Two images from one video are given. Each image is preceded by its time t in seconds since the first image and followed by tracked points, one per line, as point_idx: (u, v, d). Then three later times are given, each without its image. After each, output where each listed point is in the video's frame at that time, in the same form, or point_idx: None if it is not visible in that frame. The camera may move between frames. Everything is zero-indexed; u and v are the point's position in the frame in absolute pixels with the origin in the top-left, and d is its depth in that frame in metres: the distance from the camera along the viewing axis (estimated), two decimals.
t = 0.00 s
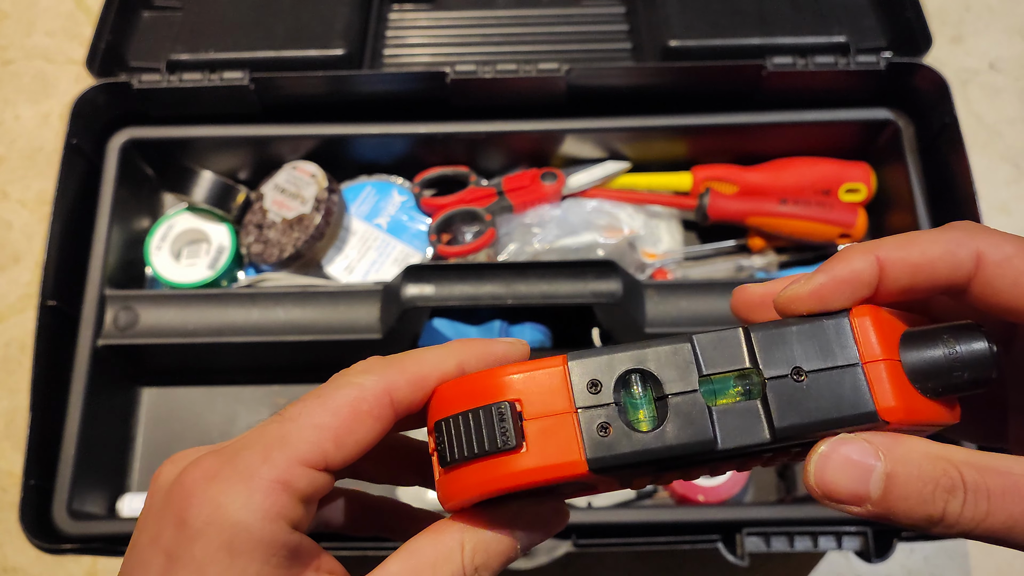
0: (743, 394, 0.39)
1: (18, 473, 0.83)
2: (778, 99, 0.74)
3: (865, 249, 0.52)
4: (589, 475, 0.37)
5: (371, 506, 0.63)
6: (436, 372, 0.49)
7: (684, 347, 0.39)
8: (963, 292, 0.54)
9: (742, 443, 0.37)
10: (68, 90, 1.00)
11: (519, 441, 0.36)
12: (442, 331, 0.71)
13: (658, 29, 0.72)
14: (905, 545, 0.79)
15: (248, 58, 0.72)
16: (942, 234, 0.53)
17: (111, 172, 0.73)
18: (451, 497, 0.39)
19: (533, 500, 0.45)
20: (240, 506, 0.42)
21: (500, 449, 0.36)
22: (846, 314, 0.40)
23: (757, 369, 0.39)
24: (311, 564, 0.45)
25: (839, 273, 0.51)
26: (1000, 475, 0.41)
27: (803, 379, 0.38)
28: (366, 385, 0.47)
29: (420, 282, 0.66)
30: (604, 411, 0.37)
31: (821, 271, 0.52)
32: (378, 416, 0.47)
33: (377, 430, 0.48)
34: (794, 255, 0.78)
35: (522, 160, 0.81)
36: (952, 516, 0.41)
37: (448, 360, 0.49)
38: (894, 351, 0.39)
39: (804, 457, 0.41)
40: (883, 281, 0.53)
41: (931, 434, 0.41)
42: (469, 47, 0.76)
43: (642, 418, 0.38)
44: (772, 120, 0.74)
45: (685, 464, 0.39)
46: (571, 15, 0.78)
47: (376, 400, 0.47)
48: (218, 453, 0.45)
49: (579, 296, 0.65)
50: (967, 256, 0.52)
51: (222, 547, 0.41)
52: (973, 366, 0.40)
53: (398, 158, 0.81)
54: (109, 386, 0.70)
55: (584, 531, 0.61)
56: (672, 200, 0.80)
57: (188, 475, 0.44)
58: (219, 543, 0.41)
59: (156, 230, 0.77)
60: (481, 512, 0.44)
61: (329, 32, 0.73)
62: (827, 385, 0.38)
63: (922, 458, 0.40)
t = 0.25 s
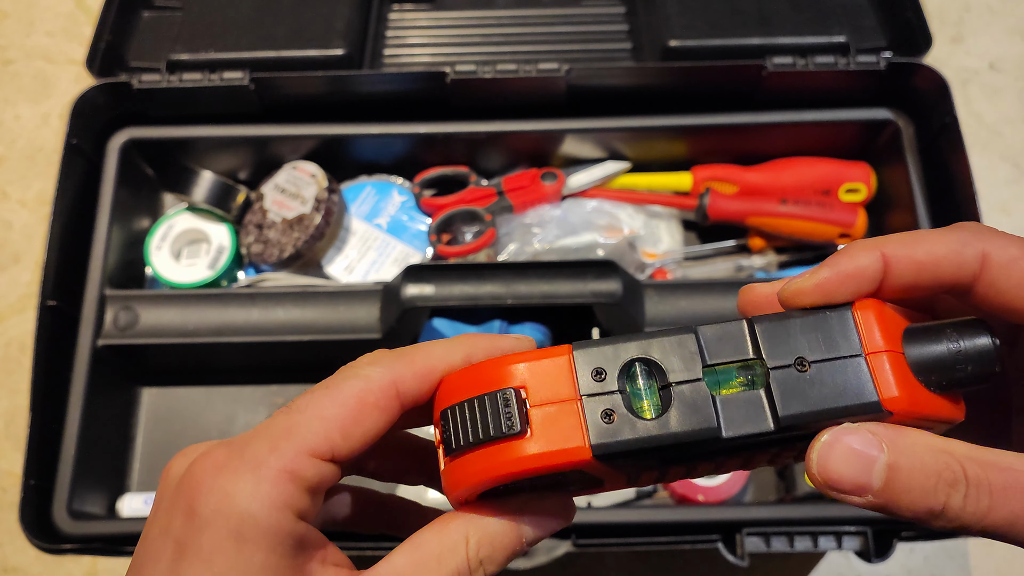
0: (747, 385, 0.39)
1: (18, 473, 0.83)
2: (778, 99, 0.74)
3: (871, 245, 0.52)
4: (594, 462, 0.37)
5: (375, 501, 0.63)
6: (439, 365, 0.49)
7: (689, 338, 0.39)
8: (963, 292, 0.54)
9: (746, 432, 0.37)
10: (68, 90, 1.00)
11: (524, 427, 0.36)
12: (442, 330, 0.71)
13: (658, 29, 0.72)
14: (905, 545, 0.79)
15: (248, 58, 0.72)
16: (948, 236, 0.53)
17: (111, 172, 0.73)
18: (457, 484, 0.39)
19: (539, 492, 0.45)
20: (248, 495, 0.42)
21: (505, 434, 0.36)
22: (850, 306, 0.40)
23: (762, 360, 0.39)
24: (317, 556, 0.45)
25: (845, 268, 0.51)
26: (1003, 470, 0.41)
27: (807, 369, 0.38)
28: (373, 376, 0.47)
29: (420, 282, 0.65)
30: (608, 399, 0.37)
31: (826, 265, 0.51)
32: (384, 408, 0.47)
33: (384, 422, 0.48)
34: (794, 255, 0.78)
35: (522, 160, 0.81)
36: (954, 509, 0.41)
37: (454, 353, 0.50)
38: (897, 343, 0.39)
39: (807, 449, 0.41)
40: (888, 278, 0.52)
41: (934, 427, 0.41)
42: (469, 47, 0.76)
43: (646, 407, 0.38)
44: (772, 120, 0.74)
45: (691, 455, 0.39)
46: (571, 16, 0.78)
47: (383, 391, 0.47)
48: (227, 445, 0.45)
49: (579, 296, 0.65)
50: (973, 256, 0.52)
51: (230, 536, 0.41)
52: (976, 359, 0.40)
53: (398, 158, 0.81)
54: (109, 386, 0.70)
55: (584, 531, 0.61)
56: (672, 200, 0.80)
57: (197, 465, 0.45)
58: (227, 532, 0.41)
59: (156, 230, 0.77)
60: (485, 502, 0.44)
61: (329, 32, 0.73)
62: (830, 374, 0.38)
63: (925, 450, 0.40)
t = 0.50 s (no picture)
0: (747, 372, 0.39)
1: (18, 473, 0.83)
2: (778, 99, 0.74)
3: (872, 232, 0.51)
4: (594, 449, 0.37)
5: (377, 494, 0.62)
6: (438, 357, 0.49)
7: (688, 326, 0.39)
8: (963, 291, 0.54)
9: (745, 418, 0.37)
10: (68, 89, 1.00)
11: (524, 413, 0.36)
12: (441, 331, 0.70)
13: (658, 29, 0.72)
14: (905, 545, 0.79)
15: (248, 58, 0.72)
16: (949, 226, 0.53)
17: (111, 172, 0.73)
18: (458, 472, 0.39)
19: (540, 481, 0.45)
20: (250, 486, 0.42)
21: (505, 421, 0.36)
22: (849, 294, 0.40)
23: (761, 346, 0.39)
24: (321, 546, 0.45)
25: (844, 254, 0.51)
26: (1002, 457, 0.41)
27: (806, 355, 0.38)
28: (373, 367, 0.47)
29: (420, 283, 0.65)
30: (608, 386, 0.37)
31: (826, 252, 0.51)
32: (385, 398, 0.47)
33: (385, 412, 0.48)
34: (794, 255, 0.78)
35: (522, 160, 0.81)
36: (952, 496, 0.41)
37: (454, 342, 0.50)
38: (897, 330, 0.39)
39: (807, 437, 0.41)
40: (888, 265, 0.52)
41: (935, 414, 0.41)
42: (469, 47, 0.76)
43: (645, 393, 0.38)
44: (772, 120, 0.74)
45: (691, 443, 0.39)
46: (571, 16, 0.78)
47: (383, 382, 0.47)
48: (228, 438, 0.45)
49: (579, 296, 0.65)
50: (972, 245, 0.52)
51: (232, 527, 0.41)
52: (976, 348, 0.40)
53: (398, 158, 0.81)
54: (110, 386, 0.70)
55: (584, 531, 0.61)
56: (671, 200, 0.80)
57: (198, 459, 0.45)
58: (229, 523, 0.42)
59: (156, 230, 0.77)
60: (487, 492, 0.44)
61: (329, 32, 0.73)
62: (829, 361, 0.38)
63: (924, 437, 0.40)
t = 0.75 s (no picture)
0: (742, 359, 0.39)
1: (17, 473, 0.83)
2: (778, 99, 0.74)
3: (866, 221, 0.52)
4: (589, 435, 0.37)
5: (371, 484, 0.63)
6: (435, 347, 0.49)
7: (683, 313, 0.39)
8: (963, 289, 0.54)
9: (741, 405, 0.37)
10: (68, 90, 1.00)
11: (518, 399, 0.36)
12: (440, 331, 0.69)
13: (658, 30, 0.72)
14: (905, 545, 0.79)
15: (248, 58, 0.72)
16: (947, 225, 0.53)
17: (111, 172, 0.73)
18: (453, 460, 0.39)
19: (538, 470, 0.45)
20: (242, 472, 0.42)
21: (499, 407, 0.36)
22: (843, 282, 0.40)
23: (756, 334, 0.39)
24: (312, 534, 0.45)
25: (840, 242, 0.51)
26: (995, 446, 0.41)
27: (801, 342, 0.38)
28: (367, 354, 0.47)
29: (420, 282, 0.65)
30: (603, 372, 0.37)
31: (821, 240, 0.52)
32: (379, 385, 0.47)
33: (379, 399, 0.47)
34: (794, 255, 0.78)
35: (522, 161, 0.81)
36: (946, 485, 0.41)
37: (449, 331, 0.49)
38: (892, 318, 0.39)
39: (802, 425, 0.41)
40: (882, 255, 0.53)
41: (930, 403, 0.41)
42: (469, 47, 0.76)
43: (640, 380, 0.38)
44: (771, 120, 0.74)
45: (688, 432, 0.39)
46: (571, 16, 0.78)
47: (377, 369, 0.47)
48: (221, 424, 0.45)
49: (578, 296, 0.65)
50: (967, 236, 0.52)
51: (224, 513, 0.42)
52: (971, 337, 0.40)
53: (398, 159, 0.81)
54: (109, 386, 0.70)
55: (584, 531, 0.61)
56: (671, 200, 0.80)
57: (191, 444, 0.45)
58: (221, 508, 0.42)
59: (156, 230, 0.77)
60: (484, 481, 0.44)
61: (329, 32, 0.73)
62: (825, 348, 0.38)
63: (919, 426, 0.39)
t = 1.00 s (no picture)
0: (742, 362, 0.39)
1: (17, 473, 0.83)
2: (778, 99, 0.74)
3: (864, 225, 0.52)
4: (591, 439, 0.37)
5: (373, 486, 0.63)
6: (438, 352, 0.49)
7: (683, 316, 0.39)
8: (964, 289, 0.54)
9: (741, 408, 0.37)
10: (68, 90, 1.00)
11: (520, 403, 0.36)
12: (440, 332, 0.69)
13: (658, 30, 0.72)
14: (905, 545, 0.79)
15: (248, 58, 0.72)
16: (945, 224, 0.53)
17: (111, 171, 0.73)
18: (455, 463, 0.39)
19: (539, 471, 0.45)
20: (248, 474, 0.42)
21: (502, 411, 0.36)
22: (842, 285, 0.40)
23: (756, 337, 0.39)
24: (317, 536, 0.45)
25: (839, 247, 0.51)
26: (994, 447, 0.41)
27: (800, 345, 0.38)
28: (373, 358, 0.47)
29: (420, 282, 0.65)
30: (603, 375, 0.37)
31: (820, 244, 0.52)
32: (383, 390, 0.47)
33: (384, 403, 0.47)
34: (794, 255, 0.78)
35: (522, 160, 0.81)
36: (944, 486, 0.41)
37: (453, 335, 0.49)
38: (891, 321, 0.39)
39: (802, 427, 0.41)
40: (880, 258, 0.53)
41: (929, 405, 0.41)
42: (469, 47, 0.76)
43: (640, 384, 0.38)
44: (772, 120, 0.74)
45: (688, 434, 0.39)
46: (571, 16, 0.78)
47: (382, 373, 0.47)
48: (228, 426, 0.45)
49: (578, 296, 0.65)
50: (965, 241, 0.52)
51: (230, 514, 0.41)
52: (969, 338, 0.41)
53: (398, 159, 0.81)
54: (110, 386, 0.70)
55: (584, 531, 0.61)
56: (671, 200, 0.80)
57: (198, 445, 0.45)
58: (227, 509, 0.42)
59: (156, 230, 0.77)
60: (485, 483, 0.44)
61: (329, 32, 0.73)
62: (825, 350, 0.38)
63: (917, 427, 0.39)
